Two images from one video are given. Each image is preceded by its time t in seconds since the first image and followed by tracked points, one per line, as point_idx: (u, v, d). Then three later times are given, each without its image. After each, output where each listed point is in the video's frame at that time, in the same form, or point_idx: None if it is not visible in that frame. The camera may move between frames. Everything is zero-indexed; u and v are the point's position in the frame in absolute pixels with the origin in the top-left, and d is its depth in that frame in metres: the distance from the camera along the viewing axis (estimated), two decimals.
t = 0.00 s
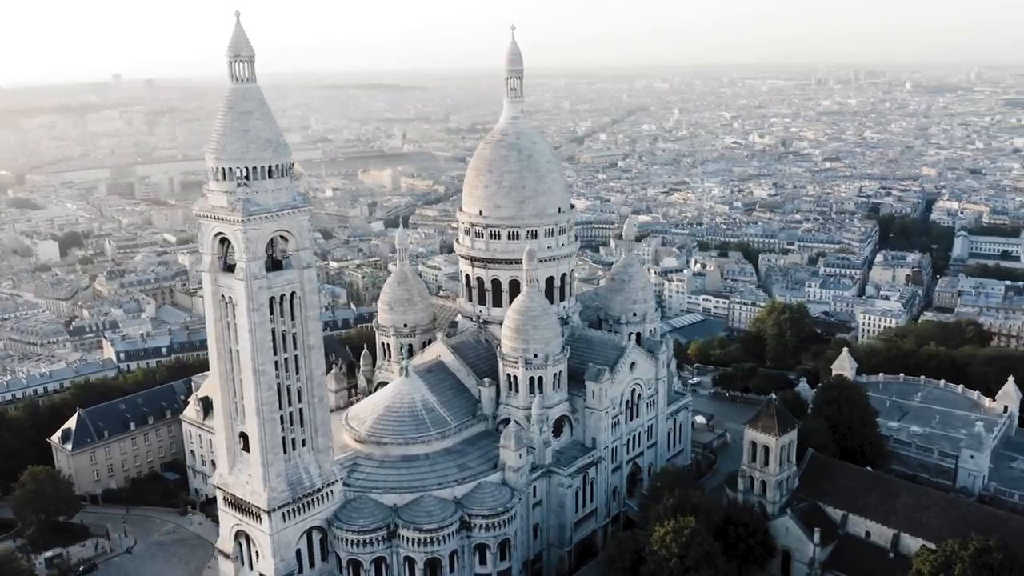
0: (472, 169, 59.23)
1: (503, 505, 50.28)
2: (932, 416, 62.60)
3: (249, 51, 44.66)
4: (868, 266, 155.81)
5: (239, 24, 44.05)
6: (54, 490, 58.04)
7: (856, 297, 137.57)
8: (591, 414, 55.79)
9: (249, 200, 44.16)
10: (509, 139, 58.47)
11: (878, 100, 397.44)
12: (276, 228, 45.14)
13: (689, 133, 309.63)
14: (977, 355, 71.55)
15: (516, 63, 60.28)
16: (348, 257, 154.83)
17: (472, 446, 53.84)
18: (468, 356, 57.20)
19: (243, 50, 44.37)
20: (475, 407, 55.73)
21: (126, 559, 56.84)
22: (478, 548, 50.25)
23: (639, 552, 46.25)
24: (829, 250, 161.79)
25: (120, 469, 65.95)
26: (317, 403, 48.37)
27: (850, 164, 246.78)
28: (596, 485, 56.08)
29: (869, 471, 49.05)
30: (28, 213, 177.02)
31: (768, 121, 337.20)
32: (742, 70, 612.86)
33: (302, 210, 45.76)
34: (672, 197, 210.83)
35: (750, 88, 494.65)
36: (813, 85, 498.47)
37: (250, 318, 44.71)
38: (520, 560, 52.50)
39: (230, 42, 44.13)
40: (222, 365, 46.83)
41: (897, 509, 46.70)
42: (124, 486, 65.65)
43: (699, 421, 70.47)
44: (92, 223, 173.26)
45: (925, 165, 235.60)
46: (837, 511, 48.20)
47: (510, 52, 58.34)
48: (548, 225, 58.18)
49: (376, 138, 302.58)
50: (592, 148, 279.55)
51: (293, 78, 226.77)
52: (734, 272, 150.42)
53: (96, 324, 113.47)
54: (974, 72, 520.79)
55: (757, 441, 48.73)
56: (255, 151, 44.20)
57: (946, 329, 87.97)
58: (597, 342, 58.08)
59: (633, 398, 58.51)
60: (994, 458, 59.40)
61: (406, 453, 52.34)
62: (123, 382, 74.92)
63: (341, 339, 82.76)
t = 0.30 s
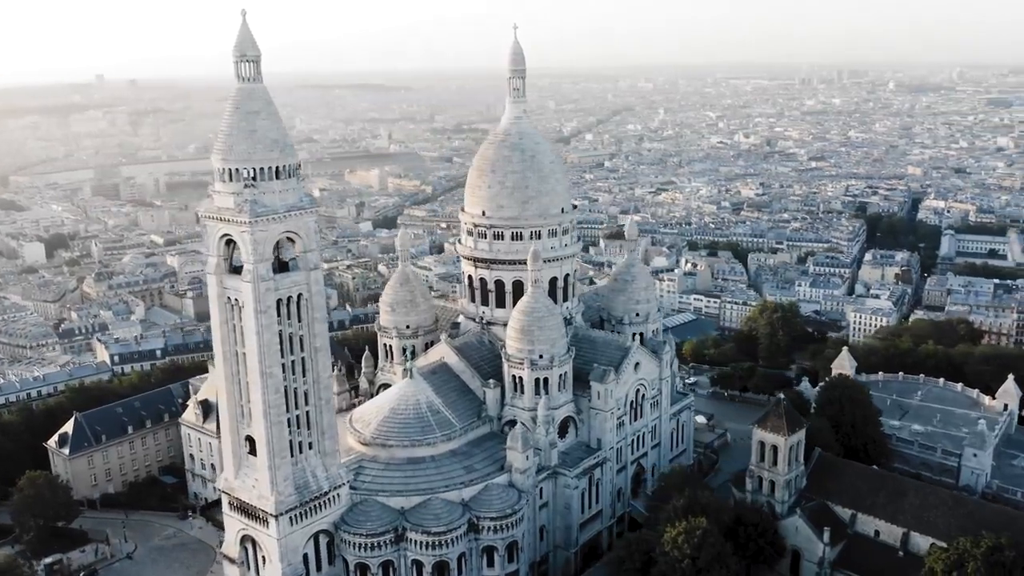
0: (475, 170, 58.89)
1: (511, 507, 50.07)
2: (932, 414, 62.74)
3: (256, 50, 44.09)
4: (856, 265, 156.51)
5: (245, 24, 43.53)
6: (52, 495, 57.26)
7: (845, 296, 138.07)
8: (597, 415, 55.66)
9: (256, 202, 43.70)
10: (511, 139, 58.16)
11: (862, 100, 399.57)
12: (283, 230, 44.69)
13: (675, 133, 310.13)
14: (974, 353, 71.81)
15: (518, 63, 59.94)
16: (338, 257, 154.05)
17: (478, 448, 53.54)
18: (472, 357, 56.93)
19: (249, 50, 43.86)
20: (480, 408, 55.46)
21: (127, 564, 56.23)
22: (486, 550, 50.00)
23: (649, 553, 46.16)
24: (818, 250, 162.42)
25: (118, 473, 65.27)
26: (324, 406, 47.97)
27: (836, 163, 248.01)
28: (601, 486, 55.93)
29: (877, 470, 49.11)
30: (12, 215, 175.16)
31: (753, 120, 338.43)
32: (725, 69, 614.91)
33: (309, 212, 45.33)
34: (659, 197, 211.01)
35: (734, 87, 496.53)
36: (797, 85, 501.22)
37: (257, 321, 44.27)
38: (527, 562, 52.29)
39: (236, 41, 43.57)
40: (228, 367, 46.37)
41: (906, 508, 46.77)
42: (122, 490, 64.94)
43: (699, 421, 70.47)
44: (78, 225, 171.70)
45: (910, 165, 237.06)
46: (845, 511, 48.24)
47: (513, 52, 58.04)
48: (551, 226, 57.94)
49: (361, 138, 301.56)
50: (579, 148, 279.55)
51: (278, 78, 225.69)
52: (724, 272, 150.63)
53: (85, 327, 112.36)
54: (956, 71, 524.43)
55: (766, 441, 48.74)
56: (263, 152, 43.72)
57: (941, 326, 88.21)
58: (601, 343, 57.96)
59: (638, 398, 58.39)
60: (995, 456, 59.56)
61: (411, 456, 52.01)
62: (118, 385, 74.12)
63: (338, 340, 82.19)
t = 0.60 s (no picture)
0: (475, 170, 58.61)
1: (517, 509, 49.83)
2: (932, 413, 62.84)
3: (260, 50, 43.67)
4: (843, 263, 157.21)
5: (250, 23, 43.10)
6: (49, 500, 56.54)
7: (833, 294, 138.63)
8: (600, 416, 55.52)
9: (262, 203, 43.28)
10: (512, 139, 57.91)
11: (843, 99, 401.74)
12: (289, 232, 44.27)
13: (659, 133, 310.34)
14: (970, 351, 72.15)
15: (518, 63, 59.67)
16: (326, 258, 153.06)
17: (482, 450, 53.27)
18: (474, 358, 56.65)
19: (254, 49, 43.42)
20: (483, 410, 55.16)
21: (126, 570, 55.52)
22: (491, 552, 49.74)
23: (659, 553, 46.07)
24: (805, 249, 163.03)
25: (113, 478, 64.51)
26: (329, 408, 47.55)
27: (820, 163, 249.30)
28: (605, 487, 55.79)
29: (883, 469, 49.19)
30: None
31: (736, 120, 339.73)
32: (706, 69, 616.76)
33: (314, 213, 44.92)
34: (645, 197, 211.13)
35: (717, 87, 498.08)
36: (779, 84, 503.97)
37: (263, 323, 43.82)
38: (532, 564, 52.05)
39: (240, 41, 43.13)
40: (232, 370, 45.87)
41: (912, 506, 46.88)
42: (118, 495, 64.23)
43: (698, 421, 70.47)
44: (61, 226, 169.80)
45: (894, 164, 238.67)
46: (852, 509, 48.32)
47: (514, 52, 57.79)
48: (553, 226, 57.71)
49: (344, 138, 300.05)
50: (564, 148, 279.32)
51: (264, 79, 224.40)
52: (713, 271, 150.81)
53: (72, 329, 111.00)
54: (937, 71, 528.52)
55: (772, 440, 48.78)
56: (268, 153, 43.31)
57: (933, 323, 88.71)
58: (603, 343, 57.85)
59: (640, 398, 58.29)
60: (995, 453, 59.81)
61: (415, 458, 51.66)
62: (112, 388, 73.28)
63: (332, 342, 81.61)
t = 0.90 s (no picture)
0: (473, 170, 58.34)
1: (521, 510, 49.63)
2: (928, 410, 63.11)
3: (263, 49, 43.16)
4: (827, 262, 158.12)
5: (251, 22, 42.57)
6: (43, 507, 55.65)
7: (819, 293, 139.36)
8: (602, 416, 55.39)
9: (265, 204, 42.81)
10: (510, 139, 57.69)
11: (822, 99, 404.37)
12: (292, 233, 43.77)
13: (639, 133, 310.93)
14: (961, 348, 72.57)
15: (516, 62, 59.47)
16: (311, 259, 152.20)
17: (484, 451, 53.00)
18: (474, 359, 56.38)
19: (257, 48, 42.92)
20: (484, 411, 54.88)
21: None
22: (495, 554, 49.47)
23: (665, 554, 45.98)
24: (789, 247, 163.76)
25: (106, 483, 63.69)
26: (332, 411, 47.08)
27: (800, 162, 250.97)
28: (606, 487, 55.67)
29: (886, 466, 49.37)
30: None
31: (717, 119, 341.20)
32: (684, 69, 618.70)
33: (317, 213, 44.47)
34: (628, 196, 211.44)
35: (696, 87, 499.83)
36: (758, 84, 506.75)
37: (267, 326, 43.35)
38: (535, 566, 51.84)
39: (243, 40, 42.62)
40: (233, 374, 45.35)
41: (916, 503, 47.06)
42: (111, 500, 63.42)
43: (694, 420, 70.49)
44: (41, 228, 167.84)
45: (875, 164, 240.52)
46: (856, 507, 48.43)
47: (512, 51, 57.57)
48: (552, 226, 57.59)
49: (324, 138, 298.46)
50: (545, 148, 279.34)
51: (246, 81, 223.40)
52: (698, 270, 151.10)
53: (56, 332, 109.65)
54: (914, 70, 533.27)
55: (776, 439, 48.82)
56: (271, 154, 42.81)
57: (922, 321, 89.35)
58: (603, 343, 57.76)
59: (640, 398, 58.17)
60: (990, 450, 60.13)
61: (417, 460, 51.31)
62: (102, 392, 72.32)
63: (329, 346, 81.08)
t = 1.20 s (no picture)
0: (471, 170, 58.09)
1: (525, 512, 49.43)
2: (923, 407, 63.45)
3: (265, 49, 42.70)
4: (811, 260, 158.82)
5: (253, 21, 42.11)
6: (37, 513, 54.82)
7: (804, 291, 139.97)
8: (603, 416, 55.30)
9: (269, 205, 42.36)
10: (509, 139, 57.50)
11: (800, 98, 407.48)
12: (295, 234, 43.32)
13: (620, 132, 311.24)
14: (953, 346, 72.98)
15: (514, 62, 59.26)
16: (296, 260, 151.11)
17: (485, 453, 52.73)
18: (474, 360, 56.12)
19: (258, 48, 42.45)
20: (484, 412, 54.64)
21: None
22: (500, 557, 49.22)
23: (671, 554, 45.91)
24: (772, 246, 164.29)
25: (99, 488, 62.90)
26: (334, 414, 46.65)
27: (781, 161, 252.37)
28: (607, 488, 55.53)
29: (888, 464, 49.57)
30: None
31: (696, 119, 342.27)
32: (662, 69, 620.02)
33: (320, 215, 44.03)
34: (611, 196, 211.70)
35: (675, 87, 501.09)
36: (736, 83, 509.01)
37: (271, 328, 42.87)
38: (539, 567, 51.63)
39: (245, 39, 42.15)
40: (235, 377, 44.80)
41: (919, 501, 47.29)
42: (105, 506, 62.68)
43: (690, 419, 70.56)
44: (20, 230, 165.62)
45: (855, 163, 242.12)
46: (858, 505, 48.60)
47: (510, 51, 57.38)
48: (551, 227, 57.46)
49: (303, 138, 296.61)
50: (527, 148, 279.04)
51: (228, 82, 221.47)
52: (684, 270, 151.19)
53: (39, 336, 108.10)
54: (890, 69, 537.42)
55: (779, 438, 48.85)
56: (274, 154, 42.38)
57: (910, 319, 90.06)
58: (603, 344, 57.67)
59: (640, 398, 58.08)
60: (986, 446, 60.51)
61: (419, 462, 50.97)
62: (92, 396, 71.36)
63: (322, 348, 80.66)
